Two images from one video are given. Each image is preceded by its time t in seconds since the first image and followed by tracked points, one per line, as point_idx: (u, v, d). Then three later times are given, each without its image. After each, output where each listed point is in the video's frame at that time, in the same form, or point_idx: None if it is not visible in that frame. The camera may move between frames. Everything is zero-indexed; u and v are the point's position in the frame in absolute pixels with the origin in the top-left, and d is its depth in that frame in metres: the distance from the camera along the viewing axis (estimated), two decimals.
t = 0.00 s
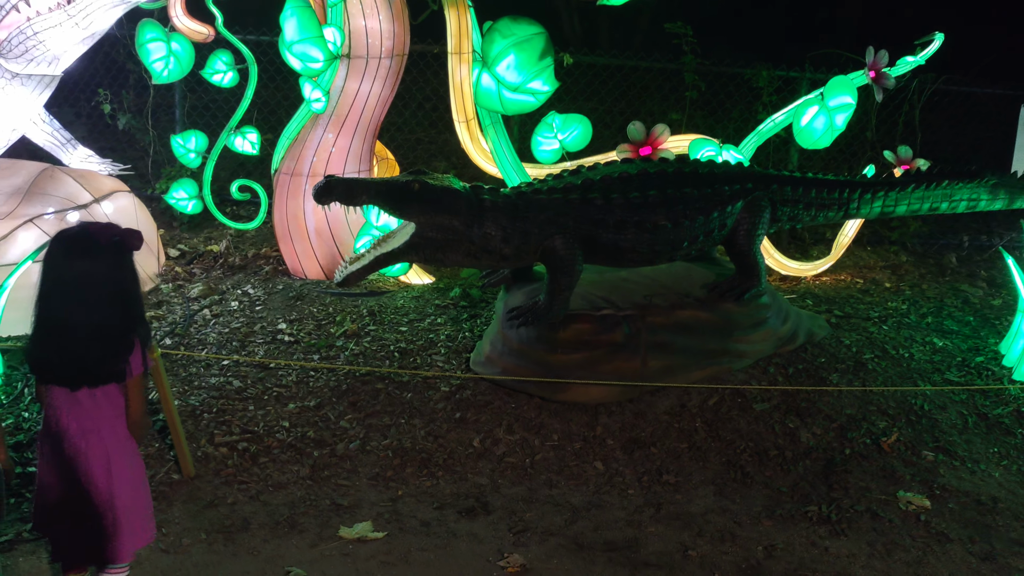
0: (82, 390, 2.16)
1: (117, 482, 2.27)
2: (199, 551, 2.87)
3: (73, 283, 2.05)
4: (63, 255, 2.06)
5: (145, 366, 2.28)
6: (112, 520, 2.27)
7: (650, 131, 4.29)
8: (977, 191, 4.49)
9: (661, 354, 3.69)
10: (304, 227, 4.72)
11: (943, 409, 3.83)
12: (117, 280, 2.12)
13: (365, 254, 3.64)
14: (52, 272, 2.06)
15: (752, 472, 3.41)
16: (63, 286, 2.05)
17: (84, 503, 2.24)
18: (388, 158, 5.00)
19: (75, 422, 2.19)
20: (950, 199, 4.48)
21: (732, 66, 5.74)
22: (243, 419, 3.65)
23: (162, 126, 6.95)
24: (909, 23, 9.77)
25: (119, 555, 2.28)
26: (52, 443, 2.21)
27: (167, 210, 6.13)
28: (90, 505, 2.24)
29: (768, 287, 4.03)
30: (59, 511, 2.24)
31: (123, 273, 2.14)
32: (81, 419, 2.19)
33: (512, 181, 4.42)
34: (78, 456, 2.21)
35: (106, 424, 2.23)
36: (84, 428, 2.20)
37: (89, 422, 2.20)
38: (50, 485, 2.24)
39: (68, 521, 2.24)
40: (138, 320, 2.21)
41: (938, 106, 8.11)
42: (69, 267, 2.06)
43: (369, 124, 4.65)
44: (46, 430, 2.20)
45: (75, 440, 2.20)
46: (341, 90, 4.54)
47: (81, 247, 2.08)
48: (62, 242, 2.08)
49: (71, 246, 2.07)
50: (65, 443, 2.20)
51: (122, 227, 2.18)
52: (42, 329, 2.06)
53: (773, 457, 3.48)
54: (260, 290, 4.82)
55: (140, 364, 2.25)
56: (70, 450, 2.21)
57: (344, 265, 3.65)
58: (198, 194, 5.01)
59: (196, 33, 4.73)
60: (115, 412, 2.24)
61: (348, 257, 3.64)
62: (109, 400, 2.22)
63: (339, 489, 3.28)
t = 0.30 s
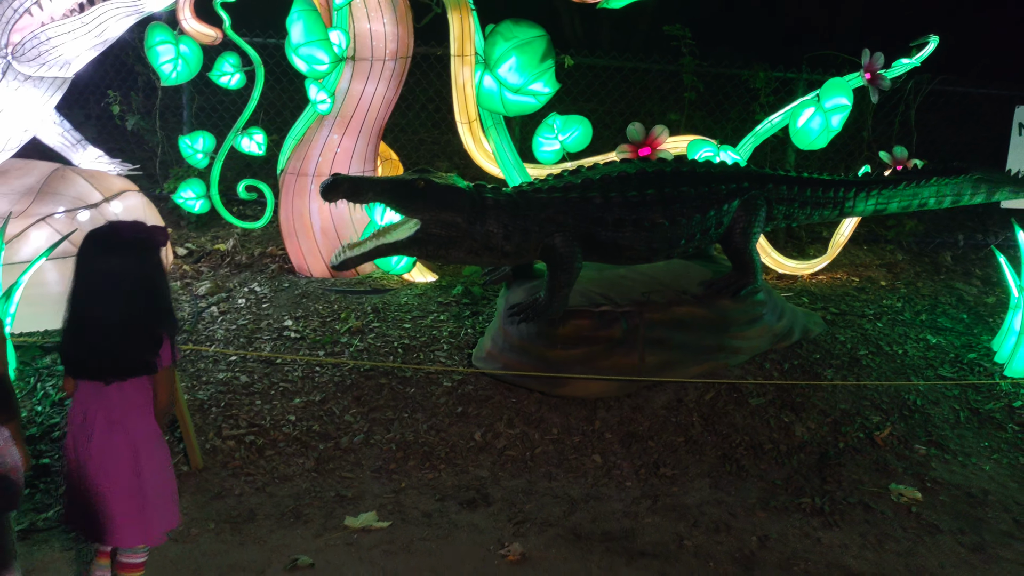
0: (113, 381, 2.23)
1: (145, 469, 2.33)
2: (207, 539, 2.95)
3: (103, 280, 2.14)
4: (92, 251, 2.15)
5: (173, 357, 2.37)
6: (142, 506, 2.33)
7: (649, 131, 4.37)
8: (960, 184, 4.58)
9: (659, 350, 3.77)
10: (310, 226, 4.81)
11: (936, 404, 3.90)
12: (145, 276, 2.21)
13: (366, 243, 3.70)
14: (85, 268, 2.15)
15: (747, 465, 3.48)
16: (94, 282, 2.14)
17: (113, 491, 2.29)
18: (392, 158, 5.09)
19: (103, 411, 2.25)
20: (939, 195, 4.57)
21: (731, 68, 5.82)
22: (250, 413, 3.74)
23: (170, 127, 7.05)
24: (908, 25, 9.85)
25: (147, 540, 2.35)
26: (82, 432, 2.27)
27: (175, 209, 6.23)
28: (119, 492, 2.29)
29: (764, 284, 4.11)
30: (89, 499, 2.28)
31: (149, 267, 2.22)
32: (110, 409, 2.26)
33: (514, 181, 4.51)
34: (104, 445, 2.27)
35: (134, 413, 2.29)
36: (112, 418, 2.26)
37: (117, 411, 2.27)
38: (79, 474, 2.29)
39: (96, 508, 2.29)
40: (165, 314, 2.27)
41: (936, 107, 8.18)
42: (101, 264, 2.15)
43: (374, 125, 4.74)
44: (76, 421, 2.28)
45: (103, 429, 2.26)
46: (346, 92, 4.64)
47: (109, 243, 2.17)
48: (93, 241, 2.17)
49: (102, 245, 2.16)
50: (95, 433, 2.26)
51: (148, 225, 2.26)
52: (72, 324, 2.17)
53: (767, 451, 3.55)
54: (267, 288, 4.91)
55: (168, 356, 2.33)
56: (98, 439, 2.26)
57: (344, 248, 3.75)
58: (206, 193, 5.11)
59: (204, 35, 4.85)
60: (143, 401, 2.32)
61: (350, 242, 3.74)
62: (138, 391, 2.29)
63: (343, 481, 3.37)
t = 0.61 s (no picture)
0: (141, 372, 2.34)
1: (166, 455, 2.37)
2: (223, 529, 3.04)
3: (133, 278, 2.29)
4: (123, 249, 2.31)
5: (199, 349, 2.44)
6: (164, 491, 2.37)
7: (651, 134, 4.46)
8: (940, 180, 4.69)
9: (661, 348, 3.86)
10: (318, 226, 4.92)
11: (932, 401, 4.00)
12: (171, 273, 2.34)
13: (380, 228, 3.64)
14: (117, 266, 2.30)
15: (747, 459, 3.57)
16: (125, 280, 2.29)
17: (139, 474, 2.36)
18: (398, 160, 5.17)
19: (129, 396, 2.36)
20: (925, 191, 4.69)
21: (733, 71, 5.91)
22: (262, 408, 3.83)
23: (180, 129, 7.16)
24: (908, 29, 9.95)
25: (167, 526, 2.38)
26: (111, 417, 2.38)
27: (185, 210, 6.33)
28: (143, 475, 2.36)
29: (764, 284, 4.19)
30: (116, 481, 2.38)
31: (175, 262, 2.35)
32: (135, 394, 2.36)
33: (518, 182, 4.60)
34: (129, 429, 2.36)
35: (156, 399, 2.37)
36: (137, 403, 2.35)
37: (141, 397, 2.36)
38: (111, 457, 2.40)
39: (122, 490, 2.38)
40: (191, 306, 2.40)
41: (934, 111, 8.28)
42: (131, 263, 2.30)
43: (381, 128, 4.84)
44: (107, 406, 2.39)
45: (129, 413, 2.36)
46: (354, 95, 4.74)
47: (137, 240, 2.31)
48: (124, 241, 2.32)
49: (131, 244, 2.31)
50: (121, 416, 2.36)
51: (175, 223, 2.39)
52: (107, 322, 2.31)
53: (767, 446, 3.64)
54: (276, 287, 5.01)
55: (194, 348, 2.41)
56: (124, 423, 2.36)
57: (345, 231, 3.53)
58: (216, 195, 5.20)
59: (215, 40, 4.98)
60: (166, 388, 2.39)
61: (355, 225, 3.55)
62: (162, 378, 2.38)
63: (353, 474, 3.46)
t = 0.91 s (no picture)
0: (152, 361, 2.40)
1: (177, 440, 2.43)
2: (236, 523, 3.10)
3: (146, 272, 2.37)
4: (135, 246, 2.39)
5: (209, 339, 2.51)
6: (175, 473, 2.43)
7: (655, 135, 4.51)
8: (937, 179, 4.75)
9: (666, 346, 3.91)
10: (326, 226, 4.98)
11: (933, 400, 4.04)
12: (181, 267, 2.41)
13: (397, 224, 3.75)
14: (129, 262, 2.38)
15: (750, 457, 3.62)
16: (139, 275, 2.37)
17: (150, 458, 2.42)
18: (406, 161, 5.23)
19: (140, 384, 2.42)
20: (920, 190, 4.74)
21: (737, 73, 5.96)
22: (273, 405, 3.89)
23: (189, 130, 7.23)
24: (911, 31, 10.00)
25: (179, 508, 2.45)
26: (122, 404, 2.44)
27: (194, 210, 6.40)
28: (156, 460, 2.42)
29: (767, 283, 4.25)
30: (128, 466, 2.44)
31: (188, 258, 2.43)
32: (146, 382, 2.41)
33: (525, 183, 4.65)
34: (140, 415, 2.41)
35: (167, 386, 2.43)
36: (149, 390, 2.42)
37: (152, 384, 2.42)
38: (122, 443, 2.45)
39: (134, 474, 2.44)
40: (201, 299, 2.46)
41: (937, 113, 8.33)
42: (143, 258, 2.37)
43: (389, 129, 4.89)
44: (118, 394, 2.45)
45: (140, 401, 2.41)
46: (362, 97, 4.80)
47: (149, 236, 2.39)
48: (136, 237, 2.40)
49: (143, 240, 2.39)
50: (133, 404, 2.41)
51: (185, 219, 2.47)
52: (121, 316, 2.38)
53: (770, 443, 3.69)
54: (285, 286, 5.08)
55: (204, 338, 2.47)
56: (135, 410, 2.42)
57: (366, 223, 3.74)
58: (226, 195, 5.26)
59: (225, 42, 5.04)
60: (177, 376, 2.45)
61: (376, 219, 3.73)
62: (172, 366, 2.44)
63: (363, 470, 3.52)
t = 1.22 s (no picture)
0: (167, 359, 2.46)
1: (190, 437, 2.49)
2: (249, 520, 3.16)
3: (158, 274, 2.43)
4: (149, 248, 2.45)
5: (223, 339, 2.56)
6: (187, 469, 2.49)
7: (660, 142, 4.57)
8: (944, 190, 4.81)
9: (670, 350, 3.98)
10: (335, 230, 5.04)
11: (935, 404, 4.09)
12: (192, 269, 2.47)
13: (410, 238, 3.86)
14: (142, 264, 2.44)
15: (753, 459, 3.68)
16: (151, 278, 2.43)
17: (164, 454, 2.48)
18: (414, 166, 5.29)
19: (157, 381, 2.48)
20: (928, 200, 4.80)
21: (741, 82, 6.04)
22: (283, 405, 3.96)
23: (199, 135, 7.32)
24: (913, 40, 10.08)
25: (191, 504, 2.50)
26: (139, 401, 2.50)
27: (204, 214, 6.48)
28: (170, 455, 2.48)
29: (770, 289, 4.31)
30: (143, 461, 2.50)
31: (199, 258, 2.49)
32: (163, 380, 2.48)
33: (532, 189, 4.70)
34: (156, 412, 2.48)
35: (182, 384, 2.49)
36: (165, 388, 2.48)
37: (168, 382, 2.48)
38: (139, 438, 2.52)
39: (148, 469, 2.50)
40: (213, 300, 2.52)
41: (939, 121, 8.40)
42: (155, 260, 2.44)
43: (398, 135, 4.96)
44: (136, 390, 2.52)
45: (156, 398, 2.48)
46: (371, 103, 4.87)
47: (161, 239, 2.45)
48: (149, 239, 2.46)
49: (155, 242, 2.45)
50: (149, 400, 2.48)
51: (195, 222, 2.52)
52: (136, 318, 2.45)
53: (773, 446, 3.74)
54: (295, 289, 5.16)
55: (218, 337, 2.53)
56: (151, 407, 2.48)
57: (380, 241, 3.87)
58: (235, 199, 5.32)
59: (237, 48, 5.14)
60: (192, 374, 2.51)
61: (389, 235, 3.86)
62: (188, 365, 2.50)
63: (372, 470, 3.58)
